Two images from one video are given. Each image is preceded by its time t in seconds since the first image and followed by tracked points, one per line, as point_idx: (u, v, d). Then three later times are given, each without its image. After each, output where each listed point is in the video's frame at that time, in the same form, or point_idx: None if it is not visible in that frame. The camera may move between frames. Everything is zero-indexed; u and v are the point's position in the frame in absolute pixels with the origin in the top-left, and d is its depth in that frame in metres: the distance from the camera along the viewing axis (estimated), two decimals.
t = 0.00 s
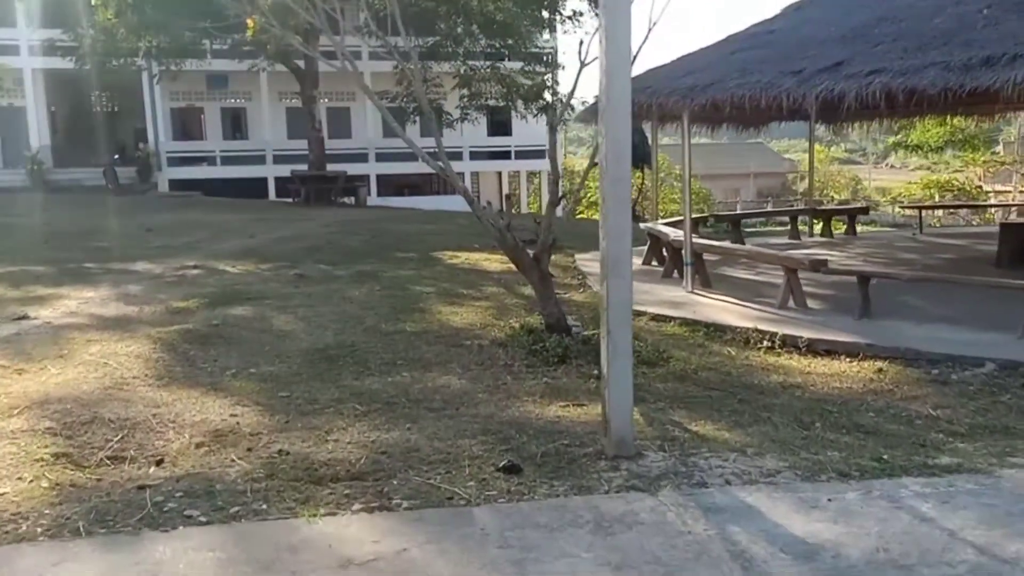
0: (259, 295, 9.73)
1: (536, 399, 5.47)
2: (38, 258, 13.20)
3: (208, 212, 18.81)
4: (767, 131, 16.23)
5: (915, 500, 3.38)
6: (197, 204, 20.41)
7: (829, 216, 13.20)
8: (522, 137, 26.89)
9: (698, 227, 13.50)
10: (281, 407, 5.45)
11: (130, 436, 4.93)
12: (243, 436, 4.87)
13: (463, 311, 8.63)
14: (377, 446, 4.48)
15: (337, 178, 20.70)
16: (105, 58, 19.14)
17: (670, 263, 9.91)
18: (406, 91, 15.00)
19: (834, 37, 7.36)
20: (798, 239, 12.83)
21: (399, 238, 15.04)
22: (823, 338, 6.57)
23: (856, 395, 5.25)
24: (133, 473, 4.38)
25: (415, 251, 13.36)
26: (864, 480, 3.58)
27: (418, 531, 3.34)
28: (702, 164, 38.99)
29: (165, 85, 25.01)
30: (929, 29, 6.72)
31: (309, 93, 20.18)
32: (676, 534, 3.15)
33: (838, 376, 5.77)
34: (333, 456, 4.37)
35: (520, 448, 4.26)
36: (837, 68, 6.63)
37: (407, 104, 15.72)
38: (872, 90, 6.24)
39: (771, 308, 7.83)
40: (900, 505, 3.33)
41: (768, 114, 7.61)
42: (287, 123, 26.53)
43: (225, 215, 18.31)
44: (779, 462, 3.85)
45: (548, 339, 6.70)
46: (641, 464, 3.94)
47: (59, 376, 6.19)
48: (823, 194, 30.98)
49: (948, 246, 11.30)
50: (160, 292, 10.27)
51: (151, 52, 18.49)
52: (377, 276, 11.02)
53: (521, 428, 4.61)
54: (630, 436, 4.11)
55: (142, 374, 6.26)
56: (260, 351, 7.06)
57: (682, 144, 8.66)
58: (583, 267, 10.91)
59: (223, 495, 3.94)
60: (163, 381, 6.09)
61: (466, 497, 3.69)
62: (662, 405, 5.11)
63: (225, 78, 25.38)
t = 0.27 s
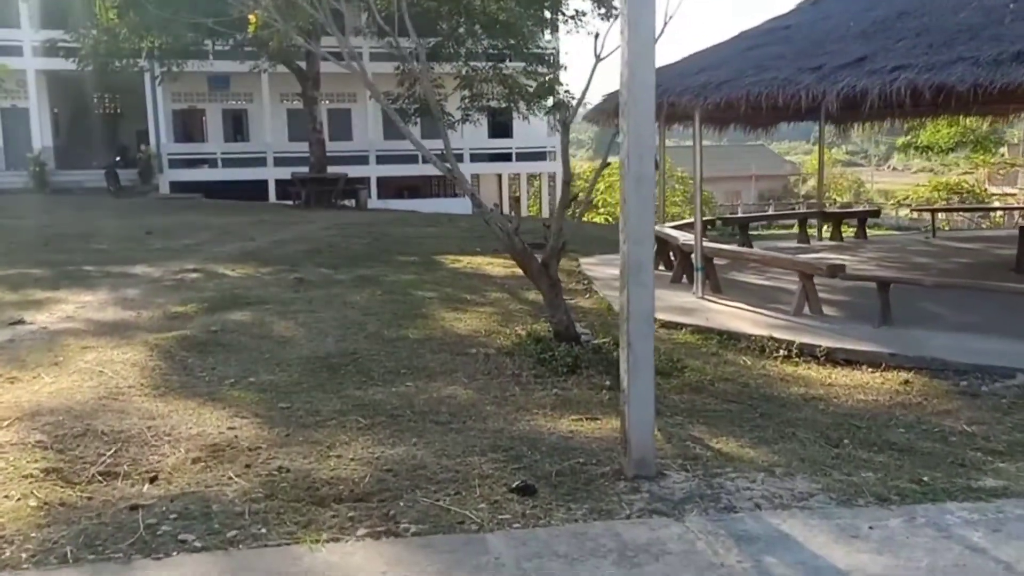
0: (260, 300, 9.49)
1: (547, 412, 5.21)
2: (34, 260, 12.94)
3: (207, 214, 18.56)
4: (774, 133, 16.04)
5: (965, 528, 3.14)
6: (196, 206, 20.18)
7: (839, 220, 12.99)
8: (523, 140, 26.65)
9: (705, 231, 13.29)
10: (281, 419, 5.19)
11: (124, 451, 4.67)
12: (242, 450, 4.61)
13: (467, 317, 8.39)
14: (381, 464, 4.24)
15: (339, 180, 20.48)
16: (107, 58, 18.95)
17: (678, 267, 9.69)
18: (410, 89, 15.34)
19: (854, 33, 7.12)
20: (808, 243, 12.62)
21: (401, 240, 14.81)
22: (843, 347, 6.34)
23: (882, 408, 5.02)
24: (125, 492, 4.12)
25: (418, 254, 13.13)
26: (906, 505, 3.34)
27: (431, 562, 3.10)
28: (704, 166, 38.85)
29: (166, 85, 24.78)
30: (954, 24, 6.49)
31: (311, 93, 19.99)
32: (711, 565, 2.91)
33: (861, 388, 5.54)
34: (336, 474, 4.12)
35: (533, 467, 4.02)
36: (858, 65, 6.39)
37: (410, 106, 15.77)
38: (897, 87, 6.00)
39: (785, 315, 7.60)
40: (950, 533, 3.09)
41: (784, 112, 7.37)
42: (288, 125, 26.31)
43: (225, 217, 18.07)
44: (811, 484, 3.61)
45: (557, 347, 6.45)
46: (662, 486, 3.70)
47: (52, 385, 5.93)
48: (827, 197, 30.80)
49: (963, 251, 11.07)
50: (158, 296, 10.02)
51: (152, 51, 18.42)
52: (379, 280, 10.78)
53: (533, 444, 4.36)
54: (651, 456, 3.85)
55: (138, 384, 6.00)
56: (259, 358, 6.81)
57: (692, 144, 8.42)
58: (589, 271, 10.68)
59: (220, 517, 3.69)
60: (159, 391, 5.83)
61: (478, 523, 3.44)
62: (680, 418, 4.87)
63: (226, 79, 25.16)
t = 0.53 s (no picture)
0: (261, 305, 9.26)
1: (559, 428, 4.98)
2: (33, 263, 12.71)
3: (208, 215, 18.35)
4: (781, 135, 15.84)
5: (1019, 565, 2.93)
6: (198, 207, 19.98)
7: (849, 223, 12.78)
8: (525, 141, 26.48)
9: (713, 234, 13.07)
10: (282, 435, 4.96)
11: (117, 469, 4.42)
12: (242, 469, 4.38)
13: (473, 324, 8.17)
14: (387, 485, 4.01)
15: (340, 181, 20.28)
16: (109, 60, 19.04)
17: (688, 272, 9.50)
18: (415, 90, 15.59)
19: (877, 32, 6.91)
20: (818, 247, 12.40)
21: (403, 243, 14.60)
22: (863, 358, 6.18)
23: (911, 423, 4.84)
24: (119, 515, 3.89)
25: (421, 257, 12.91)
26: (952, 538, 3.14)
27: None
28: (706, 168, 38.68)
29: (167, 86, 24.57)
30: (984, 23, 6.27)
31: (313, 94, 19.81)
32: None
33: (886, 401, 5.35)
34: (342, 496, 3.91)
35: (548, 491, 3.80)
36: (884, 66, 6.17)
37: (414, 107, 15.97)
38: (926, 88, 5.78)
39: (801, 322, 7.38)
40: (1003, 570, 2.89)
41: (804, 114, 7.17)
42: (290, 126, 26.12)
43: (226, 219, 17.85)
44: (846, 511, 3.40)
45: (568, 357, 6.24)
46: (687, 512, 3.49)
47: (44, 396, 5.68)
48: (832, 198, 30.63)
49: (977, 255, 10.87)
50: (158, 301, 9.79)
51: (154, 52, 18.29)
52: (382, 285, 10.56)
53: (548, 465, 4.15)
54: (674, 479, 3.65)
55: (134, 395, 5.75)
56: (258, 368, 6.58)
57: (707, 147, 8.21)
58: (597, 276, 10.46)
59: (219, 545, 3.47)
60: (155, 404, 5.58)
61: (493, 553, 3.23)
62: (701, 434, 4.66)
63: (227, 79, 24.96)
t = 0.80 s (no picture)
0: (262, 311, 9.06)
1: (571, 444, 4.73)
2: (31, 267, 12.49)
3: (210, 219, 18.15)
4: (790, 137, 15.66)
5: None
6: (200, 210, 19.79)
7: (860, 228, 12.57)
8: (527, 142, 26.28)
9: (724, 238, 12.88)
10: (281, 450, 4.72)
11: (107, 487, 4.19)
12: (238, 487, 4.15)
13: (478, 331, 7.95)
14: (391, 506, 3.79)
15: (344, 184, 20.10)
16: (111, 61, 18.89)
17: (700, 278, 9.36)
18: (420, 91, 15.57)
19: (900, 29, 6.71)
20: (829, 250, 12.19)
21: (407, 246, 14.41)
22: (886, 368, 6.00)
23: (942, 438, 4.67)
24: (107, 538, 3.65)
25: (425, 261, 12.71)
26: (1001, 570, 2.94)
27: None
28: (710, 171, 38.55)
29: (170, 88, 24.40)
30: (1014, 17, 6.07)
31: (316, 96, 19.65)
32: None
33: (914, 413, 5.17)
34: (344, 518, 3.69)
35: (561, 513, 3.58)
36: (909, 63, 5.99)
37: (417, 108, 15.95)
38: (955, 85, 5.58)
39: (819, 330, 7.18)
40: None
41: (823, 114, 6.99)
42: (293, 128, 25.95)
43: (228, 222, 17.65)
44: (884, 539, 3.18)
45: (579, 366, 6.01)
46: (712, 539, 3.26)
47: (36, 408, 5.44)
48: (837, 201, 30.45)
49: (993, 259, 10.67)
50: (157, 307, 9.56)
51: (156, 53, 18.11)
52: (386, 290, 10.34)
53: (562, 484, 3.93)
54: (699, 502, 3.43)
55: (129, 406, 5.50)
56: (257, 377, 6.36)
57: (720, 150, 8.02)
58: (605, 281, 10.24)
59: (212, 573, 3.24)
60: (150, 415, 5.33)
61: None
62: (722, 450, 4.44)
63: (230, 81, 24.80)
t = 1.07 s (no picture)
0: (263, 316, 8.82)
1: (587, 463, 4.47)
2: (29, 270, 12.24)
3: (212, 221, 17.91)
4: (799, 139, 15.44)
5: None
6: (202, 212, 19.57)
7: (873, 231, 12.34)
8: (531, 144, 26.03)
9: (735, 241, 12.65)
10: (281, 467, 4.46)
11: (96, 509, 3.92)
12: (233, 511, 3.89)
13: (485, 337, 7.71)
14: (398, 532, 3.55)
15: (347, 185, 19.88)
16: (112, 62, 18.66)
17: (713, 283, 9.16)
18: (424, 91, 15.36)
19: (927, 25, 6.49)
20: (842, 254, 11.96)
21: (411, 249, 14.19)
22: (913, 380, 5.81)
23: (976, 456, 4.51)
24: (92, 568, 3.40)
25: (429, 264, 12.48)
26: None
27: None
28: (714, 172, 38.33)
29: (173, 89, 24.19)
30: None
31: (320, 97, 19.44)
32: None
33: (945, 429, 5.00)
34: (348, 548, 3.43)
35: (581, 542, 3.34)
36: (938, 60, 5.77)
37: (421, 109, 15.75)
38: (987, 84, 5.33)
39: (840, 339, 6.96)
40: None
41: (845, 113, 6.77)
42: (296, 130, 25.74)
43: (230, 224, 17.43)
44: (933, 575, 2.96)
45: (592, 378, 5.76)
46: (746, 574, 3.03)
47: (27, 421, 5.19)
48: (842, 203, 30.23)
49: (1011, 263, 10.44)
50: (156, 312, 9.31)
51: (158, 54, 17.88)
52: (390, 294, 10.10)
53: (579, 508, 3.68)
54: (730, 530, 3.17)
55: (123, 419, 5.24)
56: (257, 388, 6.11)
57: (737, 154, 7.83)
58: (614, 285, 9.99)
59: None
60: (145, 428, 5.07)
61: None
62: (749, 470, 4.21)
63: (233, 82, 24.60)
